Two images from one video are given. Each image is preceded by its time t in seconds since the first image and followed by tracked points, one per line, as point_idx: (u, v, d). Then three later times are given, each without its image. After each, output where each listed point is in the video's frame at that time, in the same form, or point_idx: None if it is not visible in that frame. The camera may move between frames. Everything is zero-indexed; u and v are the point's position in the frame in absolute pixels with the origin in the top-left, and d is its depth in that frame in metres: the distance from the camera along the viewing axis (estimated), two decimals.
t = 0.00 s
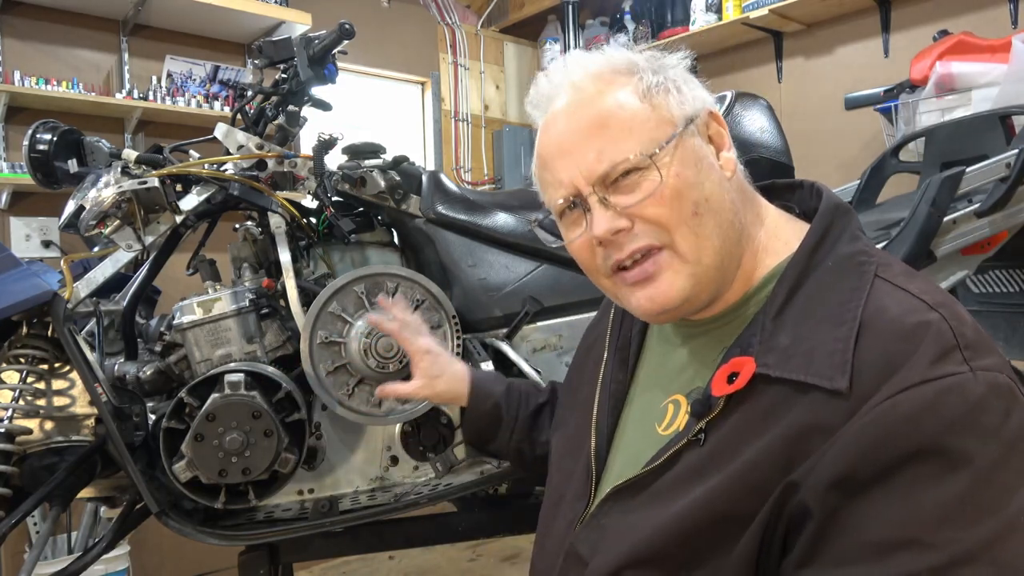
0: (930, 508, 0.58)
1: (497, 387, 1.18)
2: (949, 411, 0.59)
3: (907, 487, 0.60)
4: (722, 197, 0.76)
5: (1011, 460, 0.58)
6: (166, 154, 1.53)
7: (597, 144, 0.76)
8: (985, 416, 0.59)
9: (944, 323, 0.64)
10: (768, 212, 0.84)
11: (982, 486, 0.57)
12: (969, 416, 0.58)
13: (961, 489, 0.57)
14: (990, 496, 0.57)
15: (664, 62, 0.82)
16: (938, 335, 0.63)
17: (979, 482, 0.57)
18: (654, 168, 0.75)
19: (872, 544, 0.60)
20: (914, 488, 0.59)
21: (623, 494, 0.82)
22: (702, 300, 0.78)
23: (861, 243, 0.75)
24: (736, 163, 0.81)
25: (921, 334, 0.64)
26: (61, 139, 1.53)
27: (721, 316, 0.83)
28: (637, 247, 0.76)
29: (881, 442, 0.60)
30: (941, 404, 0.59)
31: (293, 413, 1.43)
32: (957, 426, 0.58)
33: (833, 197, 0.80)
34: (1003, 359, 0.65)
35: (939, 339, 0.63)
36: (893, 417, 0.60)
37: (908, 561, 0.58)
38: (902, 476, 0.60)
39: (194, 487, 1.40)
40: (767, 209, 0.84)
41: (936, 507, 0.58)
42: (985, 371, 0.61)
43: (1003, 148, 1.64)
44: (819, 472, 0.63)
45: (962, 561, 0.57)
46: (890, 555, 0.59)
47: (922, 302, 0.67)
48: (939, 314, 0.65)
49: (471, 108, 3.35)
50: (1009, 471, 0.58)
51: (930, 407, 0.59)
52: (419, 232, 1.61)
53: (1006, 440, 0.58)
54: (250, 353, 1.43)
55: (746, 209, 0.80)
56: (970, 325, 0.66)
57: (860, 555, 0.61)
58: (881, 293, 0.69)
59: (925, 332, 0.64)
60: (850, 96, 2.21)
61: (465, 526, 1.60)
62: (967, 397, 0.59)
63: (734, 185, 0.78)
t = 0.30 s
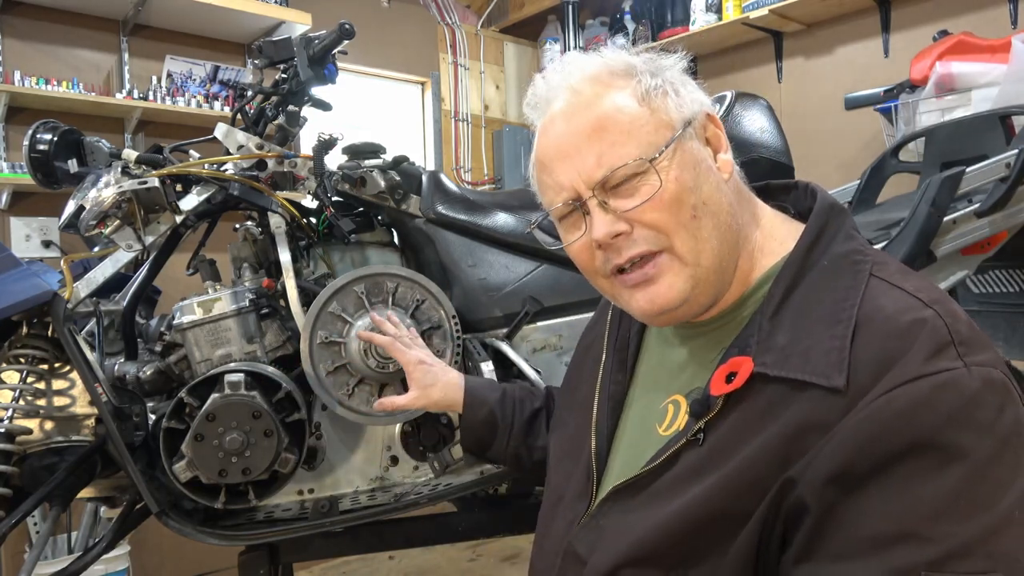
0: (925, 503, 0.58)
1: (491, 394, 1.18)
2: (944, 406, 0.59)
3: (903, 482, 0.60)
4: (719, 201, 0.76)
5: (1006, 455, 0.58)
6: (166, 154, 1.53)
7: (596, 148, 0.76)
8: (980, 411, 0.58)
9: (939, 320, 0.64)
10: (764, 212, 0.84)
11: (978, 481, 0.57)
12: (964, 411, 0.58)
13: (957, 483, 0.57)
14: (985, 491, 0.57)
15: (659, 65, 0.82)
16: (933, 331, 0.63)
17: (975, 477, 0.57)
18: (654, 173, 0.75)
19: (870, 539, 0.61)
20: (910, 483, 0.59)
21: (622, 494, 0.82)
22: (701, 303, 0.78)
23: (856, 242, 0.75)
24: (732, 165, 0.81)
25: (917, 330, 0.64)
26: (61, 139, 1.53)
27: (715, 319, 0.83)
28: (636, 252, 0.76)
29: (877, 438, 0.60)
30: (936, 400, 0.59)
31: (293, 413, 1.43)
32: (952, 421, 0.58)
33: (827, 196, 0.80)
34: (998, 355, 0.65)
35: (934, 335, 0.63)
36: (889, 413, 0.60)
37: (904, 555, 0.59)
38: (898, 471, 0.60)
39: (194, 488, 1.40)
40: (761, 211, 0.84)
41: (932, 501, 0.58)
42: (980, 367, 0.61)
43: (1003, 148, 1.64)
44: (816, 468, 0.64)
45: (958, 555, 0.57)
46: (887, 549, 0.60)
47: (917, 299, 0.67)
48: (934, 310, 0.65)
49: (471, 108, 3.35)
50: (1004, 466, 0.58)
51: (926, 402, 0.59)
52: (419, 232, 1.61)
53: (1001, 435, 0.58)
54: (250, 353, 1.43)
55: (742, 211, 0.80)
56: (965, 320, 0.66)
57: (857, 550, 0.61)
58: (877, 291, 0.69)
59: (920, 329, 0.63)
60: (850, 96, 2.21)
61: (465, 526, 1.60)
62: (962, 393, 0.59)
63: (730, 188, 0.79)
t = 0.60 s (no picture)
0: (926, 505, 0.58)
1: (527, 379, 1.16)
2: (945, 407, 0.59)
3: (904, 484, 0.60)
4: (634, 244, 0.80)
5: (1005, 458, 0.59)
6: (166, 154, 1.52)
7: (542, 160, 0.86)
8: (981, 414, 0.59)
9: (941, 322, 0.64)
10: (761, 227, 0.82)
11: (979, 483, 0.58)
12: (964, 414, 0.59)
13: (959, 484, 0.58)
14: (986, 493, 0.58)
15: (660, 83, 0.74)
16: (934, 333, 0.63)
17: (977, 479, 0.58)
18: (569, 203, 0.82)
19: (870, 541, 0.60)
20: (910, 484, 0.60)
21: (620, 495, 0.82)
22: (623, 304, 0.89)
23: (858, 242, 0.74)
24: (695, 207, 0.77)
25: (917, 332, 0.64)
26: (61, 139, 1.53)
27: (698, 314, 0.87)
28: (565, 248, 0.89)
29: (878, 439, 0.60)
30: (937, 402, 0.59)
31: (293, 413, 1.43)
32: (952, 423, 0.59)
33: (832, 197, 0.79)
34: (998, 358, 0.65)
35: (934, 336, 0.63)
36: (890, 415, 0.60)
37: (905, 558, 0.58)
38: (898, 473, 0.60)
39: (194, 488, 1.40)
40: (763, 218, 0.83)
41: (933, 503, 0.58)
42: (981, 369, 0.61)
43: (1003, 148, 1.63)
44: (815, 469, 0.63)
45: (959, 557, 0.57)
46: (888, 552, 0.59)
47: (917, 300, 0.67)
48: (935, 312, 0.65)
49: (471, 108, 3.35)
50: (1004, 469, 0.58)
51: (926, 404, 0.59)
52: (419, 232, 1.61)
53: (1001, 438, 0.59)
54: (250, 353, 1.43)
55: (700, 242, 0.79)
56: (966, 322, 0.66)
57: (857, 553, 0.61)
58: (878, 291, 0.69)
59: (921, 331, 0.64)
60: (850, 96, 2.21)
61: (465, 526, 1.60)
62: (963, 395, 0.59)
63: (669, 232, 0.79)
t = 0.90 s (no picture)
0: (932, 520, 0.57)
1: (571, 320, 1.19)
2: (952, 422, 0.58)
3: (909, 498, 0.59)
4: (631, 243, 0.83)
5: (1015, 473, 0.58)
6: (166, 154, 1.52)
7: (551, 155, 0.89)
8: (989, 429, 0.58)
9: (948, 335, 0.63)
10: (766, 229, 0.81)
11: (986, 499, 0.57)
12: (971, 429, 0.58)
13: (966, 501, 0.57)
14: (994, 510, 0.57)
15: (653, 89, 0.75)
16: (942, 346, 0.63)
17: (984, 494, 0.57)
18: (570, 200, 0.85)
19: (875, 555, 0.60)
20: (916, 499, 0.59)
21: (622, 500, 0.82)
22: (630, 297, 0.92)
23: (867, 248, 0.74)
24: (690, 210, 0.77)
25: (924, 344, 0.63)
26: (61, 139, 1.53)
27: (698, 310, 0.87)
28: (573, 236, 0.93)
29: (883, 453, 0.60)
30: (944, 416, 0.59)
31: (293, 413, 1.43)
32: (959, 438, 0.58)
33: (844, 201, 0.80)
34: (1010, 372, 0.64)
35: (942, 348, 0.62)
36: (896, 429, 0.60)
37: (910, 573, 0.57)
38: (905, 487, 0.60)
39: (194, 488, 1.40)
40: (769, 219, 0.81)
41: (939, 519, 0.57)
42: (990, 383, 0.61)
43: (1003, 148, 1.63)
44: (820, 481, 0.63)
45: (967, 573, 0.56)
46: (894, 567, 0.59)
47: (926, 311, 0.66)
48: (942, 325, 0.64)
49: (471, 108, 3.35)
50: (1013, 485, 0.57)
51: (932, 418, 0.59)
52: (419, 232, 1.60)
53: (1010, 453, 0.58)
54: (250, 353, 1.43)
55: (697, 243, 0.80)
56: (975, 334, 0.66)
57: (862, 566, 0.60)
58: (885, 299, 0.69)
59: (929, 343, 0.63)
60: (850, 96, 2.21)
61: (465, 527, 1.60)
62: (970, 409, 0.59)
63: (666, 233, 0.80)
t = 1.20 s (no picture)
0: (940, 516, 0.58)
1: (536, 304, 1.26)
2: (961, 420, 0.59)
3: (917, 493, 0.60)
4: (647, 237, 0.83)
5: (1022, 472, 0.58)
6: (166, 154, 1.52)
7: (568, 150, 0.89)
8: (998, 427, 0.59)
9: (959, 335, 0.64)
10: (780, 227, 0.81)
11: (994, 496, 0.57)
12: (981, 427, 0.58)
13: (973, 497, 0.57)
14: (1001, 507, 0.57)
15: (673, 84, 0.75)
16: (952, 345, 0.63)
17: (991, 491, 0.57)
18: (586, 194, 0.85)
19: (882, 548, 0.60)
20: (925, 495, 0.59)
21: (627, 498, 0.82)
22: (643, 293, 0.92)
23: (879, 249, 0.74)
24: (707, 205, 0.77)
25: (935, 342, 0.63)
26: (61, 139, 1.53)
27: (709, 308, 0.87)
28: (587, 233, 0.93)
29: (893, 448, 0.60)
30: (954, 413, 0.59)
31: (293, 413, 1.43)
32: (969, 435, 0.58)
33: (856, 203, 0.80)
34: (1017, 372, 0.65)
35: (952, 348, 0.63)
36: (906, 425, 0.60)
37: (916, 567, 0.58)
38: (913, 483, 0.60)
39: (194, 488, 1.40)
40: (782, 218, 0.81)
41: (947, 514, 0.58)
42: (999, 382, 0.61)
43: (1003, 148, 1.63)
44: (829, 475, 0.63)
45: (971, 568, 0.56)
46: (900, 560, 0.59)
47: (937, 311, 0.66)
48: (954, 325, 0.65)
49: (471, 108, 3.35)
50: (1020, 483, 0.58)
51: (943, 415, 0.59)
52: (418, 232, 1.60)
53: (1019, 452, 0.58)
54: (250, 353, 1.43)
55: (712, 239, 0.80)
56: (984, 335, 0.66)
57: (868, 559, 0.61)
58: (896, 298, 0.69)
59: (940, 341, 0.63)
60: (850, 96, 2.21)
61: (465, 526, 1.60)
62: (980, 407, 0.59)
63: (683, 227, 0.80)
